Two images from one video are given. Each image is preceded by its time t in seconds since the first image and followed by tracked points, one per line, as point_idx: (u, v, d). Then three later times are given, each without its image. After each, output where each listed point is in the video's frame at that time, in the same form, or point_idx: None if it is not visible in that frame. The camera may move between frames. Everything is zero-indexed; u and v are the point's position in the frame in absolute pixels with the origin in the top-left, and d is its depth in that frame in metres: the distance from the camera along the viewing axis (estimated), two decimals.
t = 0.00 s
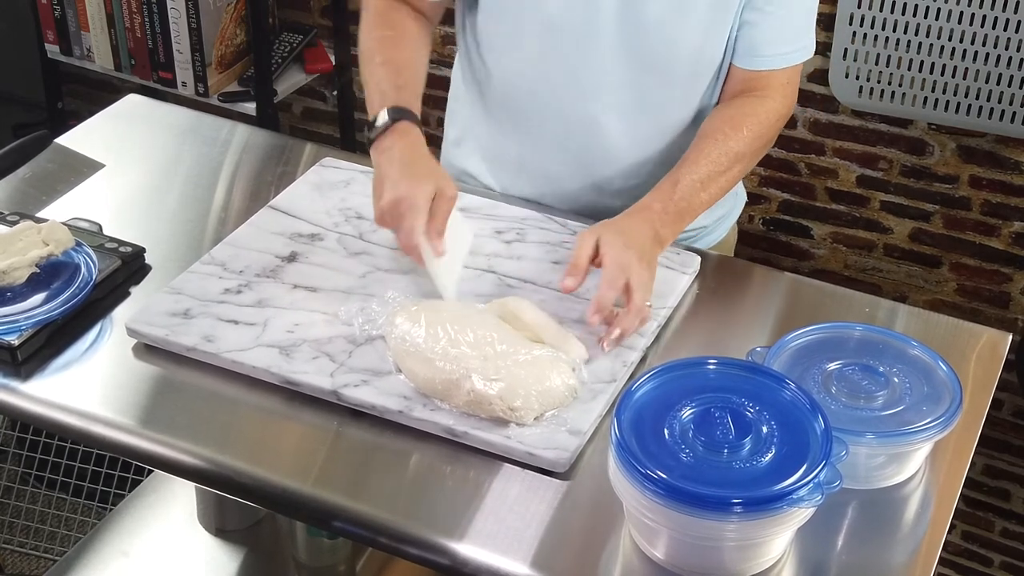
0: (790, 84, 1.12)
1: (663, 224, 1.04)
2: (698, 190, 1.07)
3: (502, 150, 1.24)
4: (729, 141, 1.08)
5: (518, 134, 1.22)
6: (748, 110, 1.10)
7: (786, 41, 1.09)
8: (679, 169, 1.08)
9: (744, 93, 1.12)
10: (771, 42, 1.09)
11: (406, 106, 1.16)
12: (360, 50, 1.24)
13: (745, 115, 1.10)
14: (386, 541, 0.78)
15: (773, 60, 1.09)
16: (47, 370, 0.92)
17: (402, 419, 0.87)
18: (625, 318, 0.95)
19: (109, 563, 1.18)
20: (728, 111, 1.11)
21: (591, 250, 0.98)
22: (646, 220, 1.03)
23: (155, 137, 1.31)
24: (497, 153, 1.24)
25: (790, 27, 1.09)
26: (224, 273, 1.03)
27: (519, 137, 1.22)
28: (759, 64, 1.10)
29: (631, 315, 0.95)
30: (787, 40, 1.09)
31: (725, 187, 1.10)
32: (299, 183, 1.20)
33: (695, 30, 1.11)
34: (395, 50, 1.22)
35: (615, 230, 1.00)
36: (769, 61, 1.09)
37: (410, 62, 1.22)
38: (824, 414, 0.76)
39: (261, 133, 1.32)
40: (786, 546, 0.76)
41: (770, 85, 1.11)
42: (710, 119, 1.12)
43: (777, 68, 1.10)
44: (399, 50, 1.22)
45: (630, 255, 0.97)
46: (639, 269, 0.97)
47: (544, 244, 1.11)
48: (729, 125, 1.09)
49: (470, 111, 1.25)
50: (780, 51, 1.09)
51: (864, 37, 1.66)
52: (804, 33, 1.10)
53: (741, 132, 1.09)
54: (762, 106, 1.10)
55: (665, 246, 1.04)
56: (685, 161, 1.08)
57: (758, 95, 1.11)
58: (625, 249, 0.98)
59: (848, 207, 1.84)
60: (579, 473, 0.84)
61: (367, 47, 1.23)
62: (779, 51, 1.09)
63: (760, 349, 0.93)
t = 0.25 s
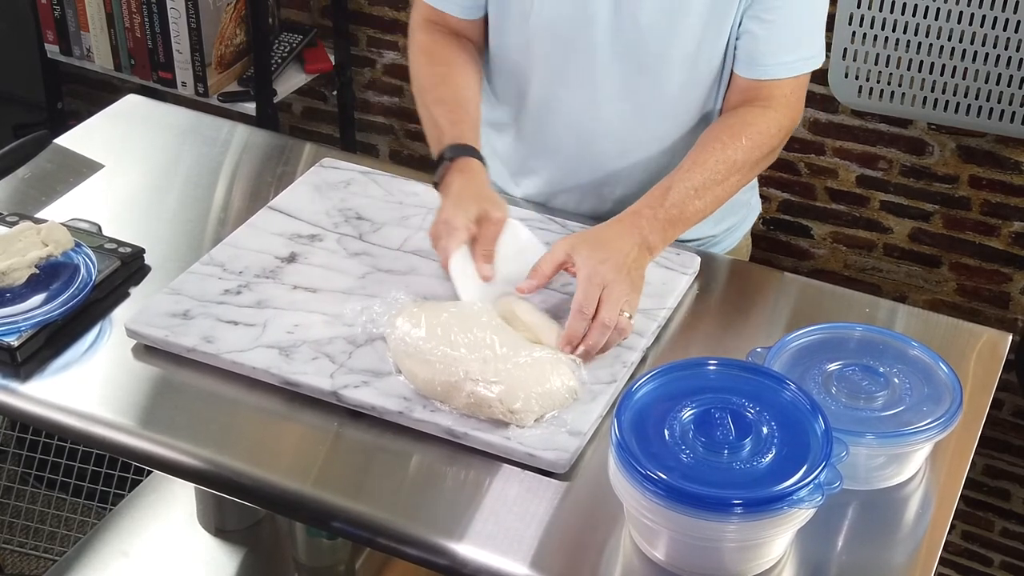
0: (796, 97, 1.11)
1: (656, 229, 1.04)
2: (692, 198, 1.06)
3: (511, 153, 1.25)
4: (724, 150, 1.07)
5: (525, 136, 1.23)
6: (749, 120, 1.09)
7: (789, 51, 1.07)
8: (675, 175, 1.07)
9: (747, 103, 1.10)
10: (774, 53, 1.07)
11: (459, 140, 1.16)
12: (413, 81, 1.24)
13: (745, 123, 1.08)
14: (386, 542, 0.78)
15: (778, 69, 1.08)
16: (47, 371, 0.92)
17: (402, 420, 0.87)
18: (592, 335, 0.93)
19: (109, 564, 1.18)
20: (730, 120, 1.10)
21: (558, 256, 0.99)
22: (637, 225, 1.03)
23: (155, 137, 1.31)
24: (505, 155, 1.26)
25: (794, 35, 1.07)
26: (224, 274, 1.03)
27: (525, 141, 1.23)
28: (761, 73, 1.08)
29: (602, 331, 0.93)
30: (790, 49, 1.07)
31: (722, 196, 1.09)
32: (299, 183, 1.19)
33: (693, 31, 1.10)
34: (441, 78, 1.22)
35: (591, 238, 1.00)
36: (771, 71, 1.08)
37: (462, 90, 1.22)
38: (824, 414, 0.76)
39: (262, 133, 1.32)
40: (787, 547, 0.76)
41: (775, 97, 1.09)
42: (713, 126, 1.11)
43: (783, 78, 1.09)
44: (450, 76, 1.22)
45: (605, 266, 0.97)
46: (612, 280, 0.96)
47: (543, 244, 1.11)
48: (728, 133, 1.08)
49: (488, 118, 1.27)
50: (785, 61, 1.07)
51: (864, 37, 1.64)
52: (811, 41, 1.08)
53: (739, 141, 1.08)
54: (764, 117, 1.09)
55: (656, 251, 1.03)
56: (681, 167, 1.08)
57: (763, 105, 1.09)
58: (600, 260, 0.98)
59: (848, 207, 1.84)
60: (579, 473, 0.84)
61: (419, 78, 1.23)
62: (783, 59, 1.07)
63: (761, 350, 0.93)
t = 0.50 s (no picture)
0: (814, 100, 1.11)
1: (680, 228, 1.02)
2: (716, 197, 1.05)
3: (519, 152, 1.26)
4: (750, 149, 1.07)
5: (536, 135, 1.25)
6: (772, 121, 1.08)
7: (801, 52, 1.06)
8: (700, 172, 1.06)
9: (766, 104, 1.11)
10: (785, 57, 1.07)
11: (507, 142, 1.14)
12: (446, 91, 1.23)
13: (768, 124, 1.08)
14: (385, 541, 0.78)
15: (791, 71, 1.07)
16: (47, 370, 0.92)
17: (401, 419, 0.87)
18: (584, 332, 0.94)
19: (109, 563, 1.18)
20: (751, 120, 1.09)
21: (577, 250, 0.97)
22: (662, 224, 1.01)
23: (155, 137, 1.31)
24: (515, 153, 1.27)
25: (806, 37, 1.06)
26: (224, 273, 1.03)
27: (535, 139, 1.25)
28: (773, 77, 1.08)
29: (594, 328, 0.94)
30: (804, 51, 1.06)
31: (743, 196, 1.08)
32: (299, 183, 1.19)
33: (694, 33, 1.11)
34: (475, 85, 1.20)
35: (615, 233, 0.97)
36: (787, 74, 1.07)
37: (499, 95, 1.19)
38: (823, 414, 0.76)
39: (261, 133, 1.32)
40: (786, 546, 0.76)
41: (794, 98, 1.09)
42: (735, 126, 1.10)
43: (799, 81, 1.08)
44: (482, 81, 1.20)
45: (624, 265, 0.95)
46: (626, 288, 0.94)
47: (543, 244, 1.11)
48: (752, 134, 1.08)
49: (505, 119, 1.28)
50: (797, 61, 1.07)
51: (864, 37, 1.65)
52: (825, 42, 1.07)
53: (763, 141, 1.07)
54: (785, 118, 1.09)
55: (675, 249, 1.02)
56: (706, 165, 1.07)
57: (783, 106, 1.09)
58: (621, 257, 0.95)
59: (849, 207, 1.84)
60: (578, 473, 0.84)
61: (453, 87, 1.22)
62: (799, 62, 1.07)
63: (761, 349, 0.93)
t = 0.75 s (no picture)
0: (819, 97, 1.11)
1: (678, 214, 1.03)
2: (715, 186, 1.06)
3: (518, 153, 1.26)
4: (747, 140, 1.07)
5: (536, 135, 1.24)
6: (773, 115, 1.08)
7: (807, 53, 1.06)
8: (698, 161, 1.07)
9: (770, 100, 1.10)
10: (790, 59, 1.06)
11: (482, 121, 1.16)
12: (439, 52, 1.27)
13: (768, 117, 1.09)
14: (385, 541, 0.78)
15: (796, 72, 1.07)
16: (47, 370, 0.92)
17: (401, 420, 0.87)
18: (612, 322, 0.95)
19: (109, 563, 1.18)
20: (752, 113, 1.10)
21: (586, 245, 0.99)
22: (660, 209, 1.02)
23: (155, 138, 1.31)
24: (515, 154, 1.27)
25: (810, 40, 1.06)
26: (224, 274, 1.03)
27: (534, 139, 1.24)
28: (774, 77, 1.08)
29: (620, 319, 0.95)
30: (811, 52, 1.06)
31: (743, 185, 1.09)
32: (298, 183, 1.19)
33: (696, 35, 1.11)
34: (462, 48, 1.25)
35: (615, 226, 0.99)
36: (792, 74, 1.07)
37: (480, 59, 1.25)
38: (823, 414, 0.76)
39: (261, 133, 1.32)
40: (786, 547, 0.76)
41: (798, 95, 1.09)
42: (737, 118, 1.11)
43: (804, 80, 1.08)
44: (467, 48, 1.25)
45: (629, 255, 0.97)
46: (637, 274, 0.95)
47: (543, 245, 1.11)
48: (753, 125, 1.08)
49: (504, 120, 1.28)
50: (800, 63, 1.06)
51: (864, 37, 1.65)
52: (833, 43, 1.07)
53: (763, 133, 1.08)
54: (786, 112, 1.09)
55: (677, 234, 1.03)
56: (704, 154, 1.07)
57: (787, 101, 1.09)
58: (623, 247, 0.97)
59: (849, 207, 1.84)
60: (578, 473, 0.84)
61: (439, 50, 1.28)
62: (804, 63, 1.06)
63: (761, 349, 0.93)
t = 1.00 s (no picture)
0: (812, 104, 1.10)
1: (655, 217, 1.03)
2: (697, 190, 1.05)
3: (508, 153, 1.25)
4: (731, 146, 1.07)
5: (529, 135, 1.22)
6: (761, 119, 1.08)
7: (807, 54, 1.06)
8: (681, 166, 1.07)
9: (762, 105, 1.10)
10: (789, 61, 1.06)
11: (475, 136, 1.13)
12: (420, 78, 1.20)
13: (756, 120, 1.08)
14: (386, 542, 0.78)
15: (790, 72, 1.07)
16: (47, 371, 0.92)
17: (401, 420, 0.87)
18: (571, 328, 0.93)
19: (109, 563, 1.18)
20: (741, 118, 1.09)
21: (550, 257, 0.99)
22: (637, 217, 1.02)
23: (155, 138, 1.31)
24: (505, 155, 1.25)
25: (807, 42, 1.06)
26: (224, 274, 1.03)
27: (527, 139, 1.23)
28: (768, 77, 1.08)
29: (581, 321, 0.93)
30: (807, 54, 1.06)
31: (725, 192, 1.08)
32: (298, 183, 1.19)
33: (697, 34, 1.10)
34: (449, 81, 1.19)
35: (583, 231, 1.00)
36: (791, 75, 1.07)
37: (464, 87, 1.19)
38: (823, 414, 0.76)
39: (261, 133, 1.32)
40: (786, 547, 0.76)
41: (789, 101, 1.08)
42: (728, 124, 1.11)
43: (799, 82, 1.08)
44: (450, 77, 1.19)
45: (585, 256, 0.97)
46: (590, 272, 0.95)
47: (543, 245, 1.11)
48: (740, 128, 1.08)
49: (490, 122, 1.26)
50: (796, 64, 1.06)
51: (864, 37, 1.65)
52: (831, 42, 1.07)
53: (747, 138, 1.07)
54: (772, 117, 1.08)
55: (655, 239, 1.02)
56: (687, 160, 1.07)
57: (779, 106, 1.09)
58: (583, 250, 0.97)
59: (849, 207, 1.84)
60: (578, 473, 0.84)
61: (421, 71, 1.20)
62: (798, 65, 1.06)
63: (760, 350, 0.93)
